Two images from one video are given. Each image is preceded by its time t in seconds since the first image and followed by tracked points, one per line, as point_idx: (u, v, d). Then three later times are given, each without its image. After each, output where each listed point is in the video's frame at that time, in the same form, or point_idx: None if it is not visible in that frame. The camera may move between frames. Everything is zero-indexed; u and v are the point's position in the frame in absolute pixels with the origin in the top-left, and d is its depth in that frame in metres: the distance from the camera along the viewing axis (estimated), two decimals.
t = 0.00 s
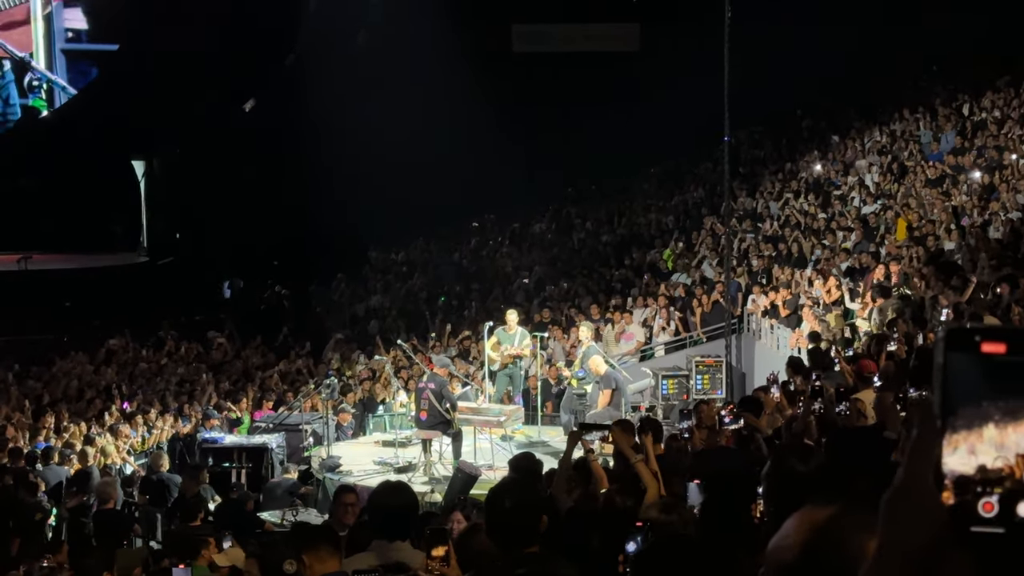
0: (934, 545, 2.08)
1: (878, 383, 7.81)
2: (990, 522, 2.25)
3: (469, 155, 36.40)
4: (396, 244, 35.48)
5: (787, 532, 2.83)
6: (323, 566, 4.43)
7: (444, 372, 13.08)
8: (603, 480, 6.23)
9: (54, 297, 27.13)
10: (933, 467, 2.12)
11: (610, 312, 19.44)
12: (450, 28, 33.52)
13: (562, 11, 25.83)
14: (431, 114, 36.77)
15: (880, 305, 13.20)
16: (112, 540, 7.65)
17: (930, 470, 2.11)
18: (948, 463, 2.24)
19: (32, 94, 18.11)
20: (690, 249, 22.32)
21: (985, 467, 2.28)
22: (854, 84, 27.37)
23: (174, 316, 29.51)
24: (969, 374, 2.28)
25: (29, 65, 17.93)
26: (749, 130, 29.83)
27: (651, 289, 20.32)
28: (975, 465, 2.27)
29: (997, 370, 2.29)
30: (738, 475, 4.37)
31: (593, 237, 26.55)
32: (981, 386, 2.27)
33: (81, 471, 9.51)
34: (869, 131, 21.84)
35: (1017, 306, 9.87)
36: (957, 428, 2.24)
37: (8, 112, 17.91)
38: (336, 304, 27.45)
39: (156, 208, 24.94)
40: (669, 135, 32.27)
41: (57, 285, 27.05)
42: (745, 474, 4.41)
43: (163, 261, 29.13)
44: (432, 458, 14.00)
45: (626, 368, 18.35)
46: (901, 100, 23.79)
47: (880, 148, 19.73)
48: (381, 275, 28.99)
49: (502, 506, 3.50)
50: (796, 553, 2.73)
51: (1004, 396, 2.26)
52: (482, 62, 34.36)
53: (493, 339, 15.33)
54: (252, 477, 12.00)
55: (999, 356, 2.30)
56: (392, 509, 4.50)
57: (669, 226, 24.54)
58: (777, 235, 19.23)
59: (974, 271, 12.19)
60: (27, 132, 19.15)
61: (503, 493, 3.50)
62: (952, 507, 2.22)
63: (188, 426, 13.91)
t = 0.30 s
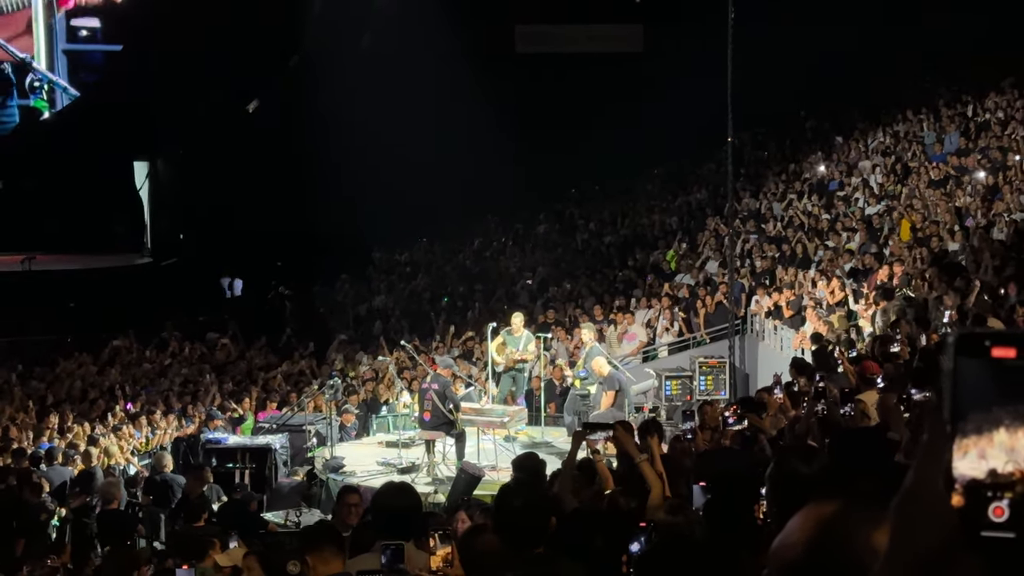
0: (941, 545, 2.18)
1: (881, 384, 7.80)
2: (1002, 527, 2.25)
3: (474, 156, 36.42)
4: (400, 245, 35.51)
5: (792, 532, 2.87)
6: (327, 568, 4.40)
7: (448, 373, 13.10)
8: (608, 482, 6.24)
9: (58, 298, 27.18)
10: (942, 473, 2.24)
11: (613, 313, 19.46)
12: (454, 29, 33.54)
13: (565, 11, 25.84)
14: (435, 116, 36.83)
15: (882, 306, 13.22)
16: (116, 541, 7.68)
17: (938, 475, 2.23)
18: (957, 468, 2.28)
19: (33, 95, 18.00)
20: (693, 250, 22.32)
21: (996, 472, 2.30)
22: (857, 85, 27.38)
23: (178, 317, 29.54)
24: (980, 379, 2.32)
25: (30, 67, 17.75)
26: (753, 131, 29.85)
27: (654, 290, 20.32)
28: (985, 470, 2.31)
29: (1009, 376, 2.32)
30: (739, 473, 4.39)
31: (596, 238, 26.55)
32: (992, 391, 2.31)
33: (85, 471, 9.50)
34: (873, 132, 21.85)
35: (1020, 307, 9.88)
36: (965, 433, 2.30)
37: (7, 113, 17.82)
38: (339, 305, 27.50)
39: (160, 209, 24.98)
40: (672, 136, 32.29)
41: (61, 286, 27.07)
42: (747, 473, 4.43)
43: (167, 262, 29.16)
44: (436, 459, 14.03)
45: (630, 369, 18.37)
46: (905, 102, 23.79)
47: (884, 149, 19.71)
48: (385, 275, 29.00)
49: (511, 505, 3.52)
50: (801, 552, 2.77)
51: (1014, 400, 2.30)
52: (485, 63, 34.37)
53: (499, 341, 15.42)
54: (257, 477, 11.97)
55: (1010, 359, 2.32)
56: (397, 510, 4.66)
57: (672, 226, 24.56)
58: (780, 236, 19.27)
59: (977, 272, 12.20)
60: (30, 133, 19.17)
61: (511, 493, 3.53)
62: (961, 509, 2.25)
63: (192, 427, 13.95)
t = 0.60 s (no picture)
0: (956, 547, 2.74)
1: (889, 387, 7.77)
2: (1018, 528, 2.95)
3: (482, 156, 36.44)
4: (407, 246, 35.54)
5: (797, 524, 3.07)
6: (334, 568, 4.41)
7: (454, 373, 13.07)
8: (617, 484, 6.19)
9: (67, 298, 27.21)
10: (956, 482, 2.79)
11: (620, 314, 19.41)
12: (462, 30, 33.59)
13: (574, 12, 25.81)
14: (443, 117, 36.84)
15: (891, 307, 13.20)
16: (124, 541, 7.70)
17: (951, 484, 2.78)
18: (975, 471, 2.92)
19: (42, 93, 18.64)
20: (701, 250, 22.24)
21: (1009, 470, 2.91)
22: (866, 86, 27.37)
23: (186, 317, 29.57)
24: (998, 386, 2.82)
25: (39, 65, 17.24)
26: (761, 132, 29.85)
27: (661, 290, 20.26)
28: (1001, 472, 2.92)
29: (1020, 378, 2.82)
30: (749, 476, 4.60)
31: (603, 239, 26.51)
32: (1006, 397, 2.83)
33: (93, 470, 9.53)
34: (881, 133, 21.78)
35: None
36: (981, 436, 2.87)
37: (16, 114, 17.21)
38: (347, 305, 27.52)
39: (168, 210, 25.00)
40: (680, 137, 32.29)
41: (70, 287, 27.11)
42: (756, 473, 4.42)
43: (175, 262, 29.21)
44: (443, 460, 14.00)
45: (637, 371, 18.35)
46: (914, 103, 23.77)
47: (893, 150, 19.65)
48: (393, 275, 28.99)
49: (512, 503, 3.49)
50: (801, 552, 3.01)
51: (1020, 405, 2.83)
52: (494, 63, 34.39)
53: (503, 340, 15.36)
54: (265, 477, 11.99)
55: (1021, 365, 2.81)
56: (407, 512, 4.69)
57: (680, 227, 24.52)
58: (789, 237, 19.23)
59: (987, 273, 12.17)
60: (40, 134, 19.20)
61: (512, 491, 3.49)
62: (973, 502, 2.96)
63: (200, 427, 13.96)
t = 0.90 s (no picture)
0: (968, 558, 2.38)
1: (901, 388, 7.73)
2: None
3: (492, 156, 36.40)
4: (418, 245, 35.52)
5: (773, 530, 2.79)
6: (345, 567, 4.41)
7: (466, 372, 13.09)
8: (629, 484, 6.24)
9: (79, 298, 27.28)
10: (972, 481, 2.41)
11: (631, 313, 19.43)
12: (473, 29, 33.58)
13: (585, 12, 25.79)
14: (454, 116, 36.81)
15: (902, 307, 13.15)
16: (137, 541, 7.72)
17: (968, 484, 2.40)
18: (989, 472, 2.54)
19: (54, 93, 17.12)
20: (712, 250, 22.24)
21: None
22: (878, 85, 27.28)
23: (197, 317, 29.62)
24: (1011, 386, 2.49)
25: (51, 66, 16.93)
26: (772, 131, 29.78)
27: (672, 289, 20.28)
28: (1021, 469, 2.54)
29: None
30: (760, 477, 4.67)
31: (614, 238, 26.50)
32: None
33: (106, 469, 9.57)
34: (893, 132, 21.73)
35: None
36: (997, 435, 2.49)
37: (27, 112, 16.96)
38: (358, 305, 27.55)
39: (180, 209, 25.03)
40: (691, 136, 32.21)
41: (81, 286, 27.19)
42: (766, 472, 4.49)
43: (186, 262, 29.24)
44: (454, 459, 14.00)
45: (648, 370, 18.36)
46: (926, 102, 23.70)
47: (906, 149, 19.59)
48: (404, 275, 29.00)
49: (531, 502, 3.52)
50: (778, 553, 2.71)
51: None
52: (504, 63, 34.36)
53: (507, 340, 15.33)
54: (275, 476, 12.01)
55: None
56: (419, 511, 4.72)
57: (691, 227, 24.50)
58: (800, 237, 19.22)
59: (999, 273, 12.13)
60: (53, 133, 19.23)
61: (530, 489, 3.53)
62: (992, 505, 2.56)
63: (212, 427, 13.98)
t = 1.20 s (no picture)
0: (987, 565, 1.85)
1: (912, 388, 7.73)
2: None
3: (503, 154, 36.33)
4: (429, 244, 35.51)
5: (742, 534, 1.73)
6: (356, 566, 4.43)
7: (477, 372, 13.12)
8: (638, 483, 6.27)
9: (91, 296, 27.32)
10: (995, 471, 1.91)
11: (643, 313, 19.48)
12: (485, 29, 33.53)
13: (599, 11, 25.76)
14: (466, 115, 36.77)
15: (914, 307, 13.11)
16: (150, 540, 7.72)
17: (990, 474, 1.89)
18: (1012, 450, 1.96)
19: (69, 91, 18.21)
20: (724, 249, 22.26)
21: None
22: (893, 85, 27.15)
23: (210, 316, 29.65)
24: None
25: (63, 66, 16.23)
26: (785, 130, 29.70)
27: (683, 289, 20.33)
28: None
29: None
30: (770, 478, 4.65)
31: (626, 238, 26.49)
32: None
33: (120, 468, 9.58)
34: (906, 132, 21.68)
35: None
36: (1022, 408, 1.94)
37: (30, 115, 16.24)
38: (371, 304, 27.57)
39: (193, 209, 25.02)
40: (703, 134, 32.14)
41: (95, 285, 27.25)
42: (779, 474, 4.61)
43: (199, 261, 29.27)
44: (466, 458, 14.01)
45: (660, 369, 18.38)
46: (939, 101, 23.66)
47: (918, 149, 19.57)
48: (416, 274, 29.05)
49: (558, 503, 3.54)
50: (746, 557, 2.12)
51: None
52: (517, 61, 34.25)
53: (511, 339, 15.34)
54: (287, 475, 12.04)
55: None
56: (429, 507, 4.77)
57: (704, 226, 24.51)
58: (813, 237, 19.23)
59: (1012, 273, 12.09)
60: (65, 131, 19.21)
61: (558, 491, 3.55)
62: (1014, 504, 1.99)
63: (224, 426, 14.00)
